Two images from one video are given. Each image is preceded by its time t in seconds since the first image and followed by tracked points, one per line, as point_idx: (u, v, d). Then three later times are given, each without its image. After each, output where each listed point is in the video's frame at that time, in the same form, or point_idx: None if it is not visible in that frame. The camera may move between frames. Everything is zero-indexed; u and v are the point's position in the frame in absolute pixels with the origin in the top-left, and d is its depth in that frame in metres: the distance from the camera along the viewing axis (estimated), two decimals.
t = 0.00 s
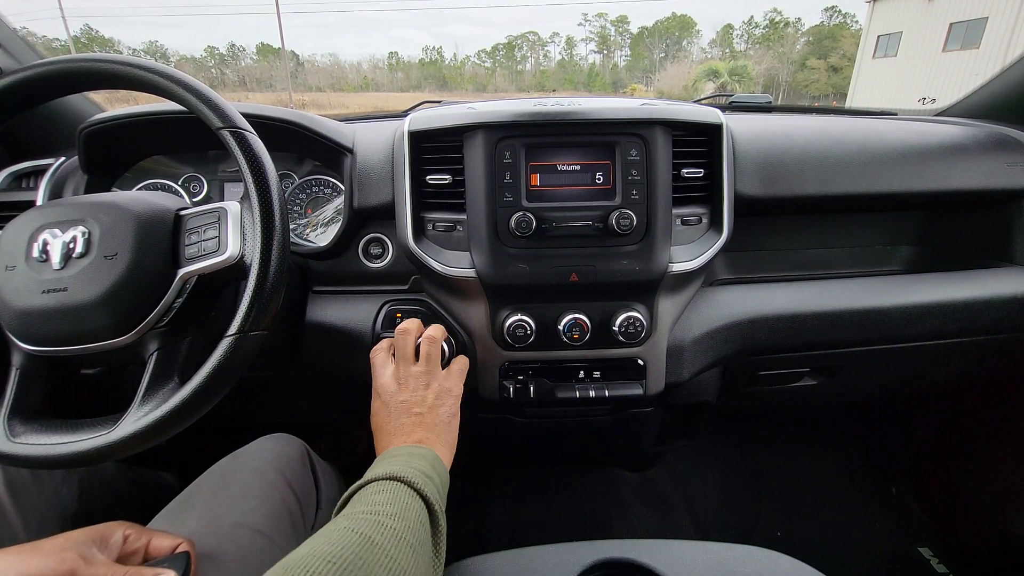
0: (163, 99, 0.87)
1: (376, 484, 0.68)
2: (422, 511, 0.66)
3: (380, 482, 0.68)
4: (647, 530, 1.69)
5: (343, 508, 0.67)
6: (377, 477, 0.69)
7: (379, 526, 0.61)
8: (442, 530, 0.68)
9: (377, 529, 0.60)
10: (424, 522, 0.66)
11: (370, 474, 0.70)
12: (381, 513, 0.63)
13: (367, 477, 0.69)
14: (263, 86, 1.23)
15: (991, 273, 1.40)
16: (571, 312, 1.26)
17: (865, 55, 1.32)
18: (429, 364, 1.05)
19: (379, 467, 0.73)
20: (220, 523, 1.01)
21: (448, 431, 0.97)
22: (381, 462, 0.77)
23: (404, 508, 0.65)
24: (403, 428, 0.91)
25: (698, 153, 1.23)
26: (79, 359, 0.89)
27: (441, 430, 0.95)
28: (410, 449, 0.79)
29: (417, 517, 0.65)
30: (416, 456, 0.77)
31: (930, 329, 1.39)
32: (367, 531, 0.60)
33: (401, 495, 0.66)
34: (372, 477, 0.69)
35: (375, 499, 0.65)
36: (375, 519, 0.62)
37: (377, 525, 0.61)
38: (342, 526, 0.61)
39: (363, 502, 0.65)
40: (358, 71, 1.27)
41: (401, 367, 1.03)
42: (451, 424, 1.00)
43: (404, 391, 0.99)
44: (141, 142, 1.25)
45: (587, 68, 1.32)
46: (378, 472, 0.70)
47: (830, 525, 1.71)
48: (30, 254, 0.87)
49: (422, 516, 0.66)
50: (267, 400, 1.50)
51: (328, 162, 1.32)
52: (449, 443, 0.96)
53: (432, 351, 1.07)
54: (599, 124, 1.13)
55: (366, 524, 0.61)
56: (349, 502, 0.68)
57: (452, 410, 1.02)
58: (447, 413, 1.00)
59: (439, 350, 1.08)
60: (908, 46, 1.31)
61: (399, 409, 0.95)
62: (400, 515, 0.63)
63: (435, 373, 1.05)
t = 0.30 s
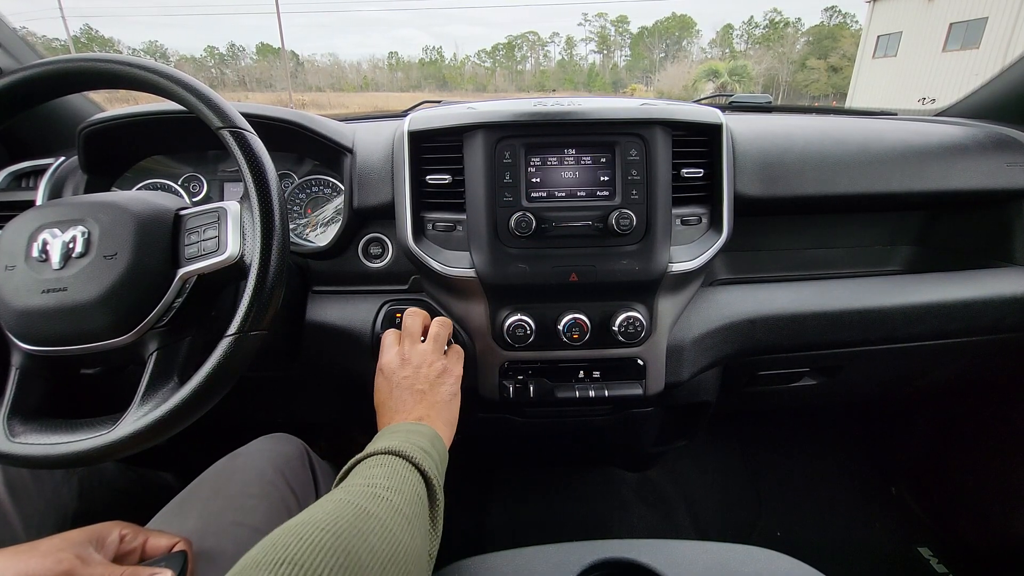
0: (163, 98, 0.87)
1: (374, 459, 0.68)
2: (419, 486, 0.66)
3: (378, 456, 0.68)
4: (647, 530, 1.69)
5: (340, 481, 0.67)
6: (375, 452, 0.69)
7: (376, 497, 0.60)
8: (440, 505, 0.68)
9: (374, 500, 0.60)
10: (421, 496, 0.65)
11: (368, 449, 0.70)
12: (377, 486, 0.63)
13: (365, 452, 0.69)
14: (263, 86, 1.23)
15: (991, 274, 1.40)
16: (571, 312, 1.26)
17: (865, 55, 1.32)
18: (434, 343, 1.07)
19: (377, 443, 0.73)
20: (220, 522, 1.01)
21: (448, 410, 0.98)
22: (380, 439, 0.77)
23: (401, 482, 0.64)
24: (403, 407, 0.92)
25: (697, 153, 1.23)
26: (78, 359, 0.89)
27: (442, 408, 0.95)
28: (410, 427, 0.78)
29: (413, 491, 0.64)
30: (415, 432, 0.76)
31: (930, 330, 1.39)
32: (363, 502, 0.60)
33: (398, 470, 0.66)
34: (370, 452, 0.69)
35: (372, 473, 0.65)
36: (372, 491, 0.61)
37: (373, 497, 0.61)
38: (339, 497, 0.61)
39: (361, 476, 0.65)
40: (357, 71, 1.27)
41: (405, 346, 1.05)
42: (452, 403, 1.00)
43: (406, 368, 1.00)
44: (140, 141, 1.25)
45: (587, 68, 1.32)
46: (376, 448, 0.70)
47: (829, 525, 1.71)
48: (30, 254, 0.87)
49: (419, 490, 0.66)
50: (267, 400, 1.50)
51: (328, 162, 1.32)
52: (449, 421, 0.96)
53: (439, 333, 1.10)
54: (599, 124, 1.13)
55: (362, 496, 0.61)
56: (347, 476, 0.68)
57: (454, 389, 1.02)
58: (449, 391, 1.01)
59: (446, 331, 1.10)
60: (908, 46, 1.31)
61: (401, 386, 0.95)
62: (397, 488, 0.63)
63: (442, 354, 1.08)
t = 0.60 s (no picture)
0: (162, 98, 0.87)
1: (378, 455, 0.68)
2: (423, 480, 0.66)
3: (381, 453, 0.68)
4: (647, 531, 1.69)
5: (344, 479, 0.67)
6: (378, 449, 0.69)
7: (380, 493, 0.61)
8: (444, 499, 0.68)
9: (378, 495, 0.60)
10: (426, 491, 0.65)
11: (371, 446, 0.70)
12: (382, 481, 0.63)
13: (369, 449, 0.69)
14: (263, 86, 1.23)
15: (991, 274, 1.40)
16: (571, 312, 1.26)
17: (865, 55, 1.32)
18: (435, 340, 1.07)
19: (380, 440, 0.73)
20: (220, 523, 1.01)
21: (452, 406, 0.98)
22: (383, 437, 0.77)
23: (405, 477, 0.64)
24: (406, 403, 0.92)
25: (697, 153, 1.23)
26: (78, 359, 0.89)
27: (445, 404, 0.95)
28: (413, 423, 0.78)
29: (417, 486, 0.64)
30: (418, 429, 0.76)
31: (930, 330, 1.39)
32: (368, 498, 0.60)
33: (402, 466, 0.66)
34: (374, 450, 0.69)
35: (376, 470, 0.65)
36: (376, 487, 0.61)
37: (377, 492, 0.61)
38: (343, 494, 0.61)
39: (365, 473, 0.65)
40: (357, 71, 1.28)
41: (407, 344, 1.06)
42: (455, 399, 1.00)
43: (408, 365, 1.00)
44: (140, 141, 1.25)
45: (587, 68, 1.32)
46: (379, 444, 0.70)
47: (829, 525, 1.71)
48: (30, 254, 0.87)
49: (423, 485, 0.66)
50: (267, 400, 1.50)
51: (328, 162, 1.32)
52: (453, 417, 0.96)
53: (440, 331, 1.10)
54: (599, 124, 1.13)
55: (366, 491, 0.61)
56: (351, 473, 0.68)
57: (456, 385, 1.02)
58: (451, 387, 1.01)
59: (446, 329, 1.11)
60: (908, 46, 1.31)
61: (403, 383, 0.95)
62: (402, 483, 0.63)
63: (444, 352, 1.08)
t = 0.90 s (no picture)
0: (162, 98, 0.87)
1: (379, 456, 0.68)
2: (424, 482, 0.66)
3: (382, 454, 0.68)
4: (647, 531, 1.69)
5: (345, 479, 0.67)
6: (380, 449, 0.69)
7: (384, 494, 0.61)
8: (444, 502, 0.68)
9: (383, 496, 0.60)
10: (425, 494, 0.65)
11: (372, 447, 0.70)
12: (383, 483, 0.63)
13: (369, 449, 0.69)
14: (263, 86, 1.23)
15: (991, 274, 1.40)
16: (571, 312, 1.26)
17: (865, 55, 1.32)
18: (441, 341, 1.08)
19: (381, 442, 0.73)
20: (219, 523, 1.01)
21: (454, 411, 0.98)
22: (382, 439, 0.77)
23: (406, 479, 0.64)
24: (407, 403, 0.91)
25: (697, 153, 1.23)
26: (78, 359, 0.89)
27: (447, 406, 0.94)
28: (415, 423, 0.78)
29: (418, 488, 0.64)
30: (418, 430, 0.76)
31: (930, 329, 1.39)
32: (371, 500, 0.60)
33: (403, 467, 0.66)
34: (374, 450, 0.69)
35: (377, 470, 0.65)
36: (379, 487, 0.62)
37: (379, 494, 0.61)
38: (345, 494, 0.61)
39: (366, 474, 0.65)
40: (357, 71, 1.28)
41: (412, 343, 1.07)
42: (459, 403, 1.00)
43: (413, 364, 1.00)
44: (140, 141, 1.25)
45: (587, 68, 1.32)
46: (380, 445, 0.70)
47: (829, 525, 1.71)
48: (30, 254, 0.87)
49: (424, 487, 0.66)
50: (267, 400, 1.50)
51: (328, 161, 1.32)
52: (454, 419, 0.95)
53: (448, 333, 1.12)
54: (599, 124, 1.14)
55: (369, 492, 0.61)
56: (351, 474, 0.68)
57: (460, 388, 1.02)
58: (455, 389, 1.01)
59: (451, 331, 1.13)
60: (907, 46, 1.31)
61: (407, 382, 0.95)
62: (403, 486, 0.63)
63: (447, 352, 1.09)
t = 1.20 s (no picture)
0: (162, 97, 0.87)
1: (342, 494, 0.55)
2: (366, 513, 0.56)
3: (310, 484, 0.55)
4: (646, 531, 1.69)
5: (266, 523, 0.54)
6: (347, 485, 0.55)
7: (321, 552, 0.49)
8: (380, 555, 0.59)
9: (320, 556, 0.48)
10: (370, 530, 0.55)
11: (297, 476, 0.57)
12: (347, 549, 0.51)
13: (333, 479, 0.55)
14: (263, 85, 1.23)
15: (991, 274, 1.40)
16: (570, 312, 1.26)
17: (865, 55, 1.32)
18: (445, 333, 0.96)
19: (307, 463, 0.60)
20: (219, 523, 1.01)
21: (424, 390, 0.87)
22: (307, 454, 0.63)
23: (344, 519, 0.53)
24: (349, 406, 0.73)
25: (697, 153, 1.23)
26: (77, 359, 0.88)
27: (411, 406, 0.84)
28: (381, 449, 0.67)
29: (359, 526, 0.54)
30: (348, 442, 0.63)
31: (930, 329, 1.39)
32: (305, 562, 0.48)
33: (338, 501, 0.54)
34: (299, 480, 0.56)
35: (306, 515, 0.52)
36: (314, 540, 0.49)
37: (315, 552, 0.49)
38: (271, 557, 0.49)
39: (292, 520, 0.52)
40: (357, 71, 1.28)
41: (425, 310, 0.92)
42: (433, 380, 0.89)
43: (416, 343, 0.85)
44: (140, 140, 1.25)
45: (587, 68, 1.32)
46: (347, 476, 0.57)
47: (829, 525, 1.71)
48: (29, 253, 0.87)
49: (366, 519, 0.55)
50: (267, 400, 1.50)
51: (328, 161, 1.32)
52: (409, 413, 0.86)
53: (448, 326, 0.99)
54: (599, 124, 1.14)
55: (299, 552, 0.48)
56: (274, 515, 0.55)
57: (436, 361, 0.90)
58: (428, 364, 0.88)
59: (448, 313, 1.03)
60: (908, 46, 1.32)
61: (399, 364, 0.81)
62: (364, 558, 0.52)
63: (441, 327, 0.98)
